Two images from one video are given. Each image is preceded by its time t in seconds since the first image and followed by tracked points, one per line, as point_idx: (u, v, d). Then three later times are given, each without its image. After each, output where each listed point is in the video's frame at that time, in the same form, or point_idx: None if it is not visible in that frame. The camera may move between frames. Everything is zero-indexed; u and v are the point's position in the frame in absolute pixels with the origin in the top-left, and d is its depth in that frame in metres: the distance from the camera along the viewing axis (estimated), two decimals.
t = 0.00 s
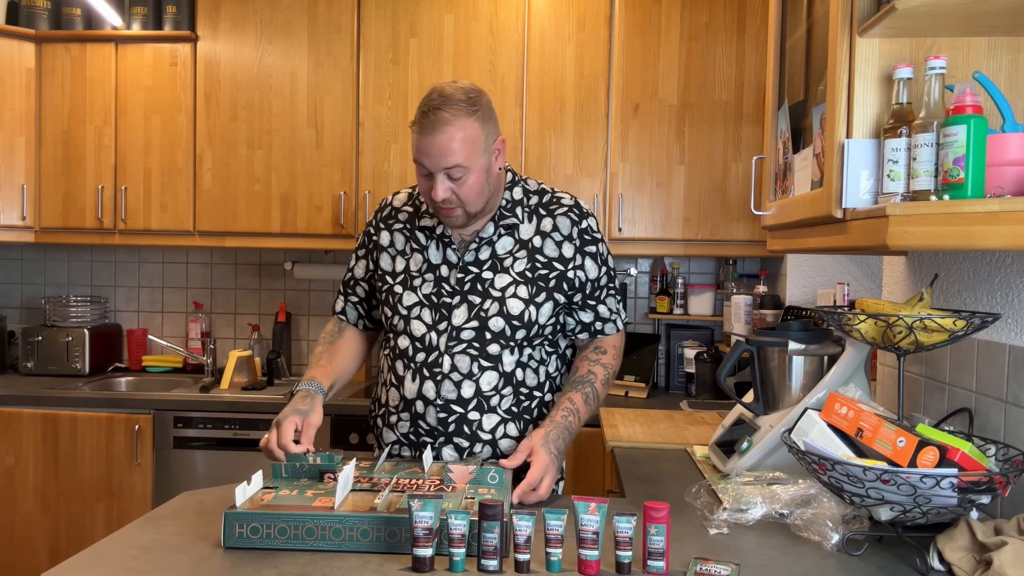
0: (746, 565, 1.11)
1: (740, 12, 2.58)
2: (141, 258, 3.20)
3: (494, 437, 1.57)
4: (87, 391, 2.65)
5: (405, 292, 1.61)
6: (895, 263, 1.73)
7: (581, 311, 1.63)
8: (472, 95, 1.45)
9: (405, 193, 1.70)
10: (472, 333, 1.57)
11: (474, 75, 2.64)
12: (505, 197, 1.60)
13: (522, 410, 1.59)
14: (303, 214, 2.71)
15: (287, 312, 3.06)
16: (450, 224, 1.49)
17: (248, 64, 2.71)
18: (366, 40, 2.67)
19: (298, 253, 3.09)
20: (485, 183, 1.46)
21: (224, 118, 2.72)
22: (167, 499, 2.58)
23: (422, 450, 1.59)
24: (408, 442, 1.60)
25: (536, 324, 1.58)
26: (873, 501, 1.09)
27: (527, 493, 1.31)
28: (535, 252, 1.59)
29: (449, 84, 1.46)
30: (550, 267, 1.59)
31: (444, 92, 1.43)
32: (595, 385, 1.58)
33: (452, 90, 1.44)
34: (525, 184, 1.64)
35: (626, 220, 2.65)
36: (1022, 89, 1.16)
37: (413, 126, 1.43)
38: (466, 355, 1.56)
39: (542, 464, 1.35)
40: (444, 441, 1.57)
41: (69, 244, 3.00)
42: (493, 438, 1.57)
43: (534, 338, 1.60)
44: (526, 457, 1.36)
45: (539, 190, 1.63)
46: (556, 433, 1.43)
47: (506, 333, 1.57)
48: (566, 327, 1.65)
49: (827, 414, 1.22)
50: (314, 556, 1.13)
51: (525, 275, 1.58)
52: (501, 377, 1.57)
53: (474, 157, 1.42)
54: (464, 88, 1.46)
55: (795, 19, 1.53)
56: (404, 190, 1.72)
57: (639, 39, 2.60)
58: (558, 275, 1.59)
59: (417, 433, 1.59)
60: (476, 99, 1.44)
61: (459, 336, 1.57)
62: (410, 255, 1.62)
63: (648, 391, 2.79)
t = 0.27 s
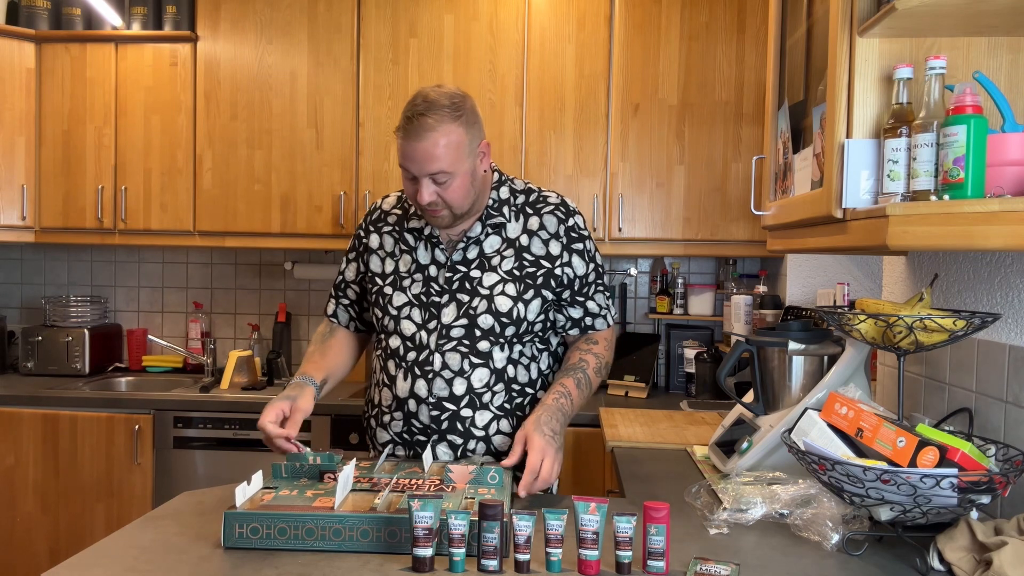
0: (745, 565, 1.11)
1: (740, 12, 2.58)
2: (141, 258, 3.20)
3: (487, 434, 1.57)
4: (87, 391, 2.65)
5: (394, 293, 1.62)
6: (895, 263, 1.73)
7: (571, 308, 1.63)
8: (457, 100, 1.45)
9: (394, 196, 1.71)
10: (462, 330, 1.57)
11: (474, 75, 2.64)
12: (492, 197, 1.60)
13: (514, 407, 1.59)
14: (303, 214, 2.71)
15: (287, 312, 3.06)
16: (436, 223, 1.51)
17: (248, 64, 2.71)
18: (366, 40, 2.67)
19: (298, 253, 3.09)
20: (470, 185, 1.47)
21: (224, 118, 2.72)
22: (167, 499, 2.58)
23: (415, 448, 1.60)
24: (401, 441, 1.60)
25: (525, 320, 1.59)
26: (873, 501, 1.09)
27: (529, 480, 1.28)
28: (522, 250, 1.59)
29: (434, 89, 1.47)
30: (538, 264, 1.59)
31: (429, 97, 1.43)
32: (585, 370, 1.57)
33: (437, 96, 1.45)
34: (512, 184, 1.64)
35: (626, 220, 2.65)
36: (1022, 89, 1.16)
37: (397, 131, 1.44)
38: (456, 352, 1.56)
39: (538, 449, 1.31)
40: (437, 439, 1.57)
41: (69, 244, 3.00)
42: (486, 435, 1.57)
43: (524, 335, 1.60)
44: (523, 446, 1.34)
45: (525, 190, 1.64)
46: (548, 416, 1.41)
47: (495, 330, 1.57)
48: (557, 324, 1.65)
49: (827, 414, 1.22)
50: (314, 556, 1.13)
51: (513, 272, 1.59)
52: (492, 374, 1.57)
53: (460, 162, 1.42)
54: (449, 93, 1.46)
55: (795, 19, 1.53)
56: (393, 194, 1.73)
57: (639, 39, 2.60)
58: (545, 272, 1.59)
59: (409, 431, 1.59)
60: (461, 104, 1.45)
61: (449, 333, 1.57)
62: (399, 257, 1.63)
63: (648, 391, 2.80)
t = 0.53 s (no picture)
0: (745, 565, 1.11)
1: (740, 12, 2.58)
2: (141, 258, 3.20)
3: (482, 433, 1.57)
4: (87, 391, 2.65)
5: (386, 297, 1.62)
6: (895, 263, 1.73)
7: (561, 303, 1.63)
8: (442, 108, 1.43)
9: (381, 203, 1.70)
10: (453, 331, 1.57)
11: (474, 75, 2.64)
12: (479, 197, 1.60)
13: (509, 404, 1.59)
14: (303, 214, 2.71)
15: (287, 312, 3.07)
16: (423, 229, 1.50)
17: (248, 64, 2.71)
18: (366, 40, 2.67)
19: (298, 253, 3.09)
20: (459, 191, 1.46)
21: (224, 118, 2.72)
22: (167, 499, 2.58)
23: (411, 449, 1.60)
24: (397, 442, 1.60)
25: (516, 317, 1.59)
26: (873, 501, 1.09)
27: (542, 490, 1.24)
28: (510, 248, 1.59)
29: (420, 96, 1.45)
30: (527, 261, 1.59)
31: (415, 106, 1.41)
32: (581, 368, 1.56)
33: (423, 102, 1.43)
34: (497, 183, 1.64)
35: (626, 220, 2.65)
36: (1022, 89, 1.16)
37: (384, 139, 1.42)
38: (449, 353, 1.57)
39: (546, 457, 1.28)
40: (433, 439, 1.57)
41: (69, 244, 3.00)
42: (482, 434, 1.57)
43: (515, 332, 1.60)
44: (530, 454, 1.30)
45: (511, 188, 1.64)
46: (558, 420, 1.40)
47: (487, 328, 1.57)
48: (548, 320, 1.65)
49: (827, 414, 1.22)
50: (314, 556, 1.13)
51: (502, 270, 1.59)
52: (485, 372, 1.57)
53: (448, 171, 1.41)
54: (435, 100, 1.44)
55: (795, 19, 1.53)
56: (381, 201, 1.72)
57: (639, 39, 2.60)
58: (534, 268, 1.59)
59: (405, 432, 1.59)
60: (446, 111, 1.43)
61: (441, 334, 1.57)
62: (389, 263, 1.62)
63: (648, 391, 2.80)
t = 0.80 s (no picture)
0: (745, 565, 1.11)
1: (740, 12, 2.58)
2: (141, 258, 3.20)
3: (480, 433, 1.57)
4: (87, 391, 2.65)
5: (382, 300, 1.61)
6: (895, 264, 1.73)
7: (555, 299, 1.63)
8: (435, 115, 1.40)
9: (376, 206, 1.67)
10: (450, 331, 1.57)
11: (475, 75, 2.64)
12: (473, 197, 1.60)
13: (506, 404, 1.59)
14: (303, 214, 2.71)
15: (287, 312, 3.07)
16: (418, 232, 1.50)
17: (248, 64, 2.71)
18: (366, 40, 2.67)
19: (298, 253, 3.09)
20: (452, 196, 1.45)
21: (224, 118, 2.72)
22: (167, 499, 2.58)
23: (409, 450, 1.60)
24: (395, 444, 1.60)
25: (512, 315, 1.59)
26: (873, 501, 1.09)
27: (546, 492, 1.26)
28: (505, 245, 1.59)
29: (412, 104, 1.42)
30: (521, 258, 1.59)
31: (408, 114, 1.38)
32: (580, 369, 1.57)
33: (415, 110, 1.39)
34: (490, 182, 1.64)
35: (626, 220, 2.65)
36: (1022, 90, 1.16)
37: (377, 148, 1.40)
38: (446, 353, 1.57)
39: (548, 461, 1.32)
40: (431, 440, 1.57)
41: (69, 244, 3.00)
42: (480, 434, 1.57)
43: (512, 331, 1.60)
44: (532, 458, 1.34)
45: (504, 186, 1.64)
46: (559, 425, 1.40)
47: (483, 327, 1.57)
48: (543, 317, 1.65)
49: (827, 414, 1.22)
50: (314, 556, 1.13)
51: (497, 268, 1.59)
52: (483, 372, 1.58)
53: (441, 178, 1.40)
54: (427, 108, 1.41)
55: (795, 20, 1.53)
56: (373, 203, 1.69)
57: (639, 39, 2.60)
58: (529, 265, 1.59)
59: (403, 434, 1.59)
60: (439, 119, 1.40)
61: (438, 335, 1.57)
62: (386, 266, 1.61)
63: (648, 391, 2.80)
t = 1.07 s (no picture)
0: (745, 565, 1.11)
1: (740, 12, 2.58)
2: (141, 258, 3.20)
3: (485, 432, 1.58)
4: (87, 391, 2.65)
5: (382, 302, 1.61)
6: (895, 264, 1.73)
7: (552, 296, 1.63)
8: (431, 123, 1.40)
9: (372, 207, 1.66)
10: (453, 331, 1.57)
11: (475, 75, 2.64)
12: (470, 196, 1.60)
13: (509, 403, 1.60)
14: (303, 214, 2.71)
15: (287, 312, 3.07)
16: (417, 237, 1.50)
17: (248, 64, 2.71)
18: (366, 40, 2.67)
19: (298, 253, 3.09)
20: (449, 202, 1.45)
21: (224, 118, 2.72)
22: (167, 499, 2.58)
23: (414, 451, 1.60)
24: (399, 445, 1.60)
25: (513, 313, 1.59)
26: (873, 501, 1.09)
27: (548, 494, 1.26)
28: (504, 243, 1.60)
29: (408, 111, 1.41)
30: (521, 255, 1.60)
31: (404, 122, 1.37)
32: (580, 368, 1.56)
33: (412, 118, 1.39)
34: (487, 180, 1.64)
35: (626, 220, 2.65)
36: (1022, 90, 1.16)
37: (374, 156, 1.39)
38: (449, 354, 1.57)
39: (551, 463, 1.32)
40: (437, 441, 1.57)
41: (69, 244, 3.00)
42: (484, 433, 1.58)
43: (513, 329, 1.60)
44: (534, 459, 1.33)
45: (501, 185, 1.64)
46: (563, 426, 1.40)
47: (485, 327, 1.58)
48: (542, 314, 1.65)
49: (827, 414, 1.22)
50: (314, 556, 1.13)
51: (497, 266, 1.59)
52: (486, 372, 1.58)
53: (439, 186, 1.40)
54: (423, 115, 1.40)
55: (795, 20, 1.53)
56: (368, 204, 1.68)
57: (639, 39, 2.60)
58: (528, 262, 1.60)
59: (407, 435, 1.59)
60: (435, 126, 1.40)
61: (440, 336, 1.57)
62: (385, 267, 1.61)
63: (648, 391, 2.79)
